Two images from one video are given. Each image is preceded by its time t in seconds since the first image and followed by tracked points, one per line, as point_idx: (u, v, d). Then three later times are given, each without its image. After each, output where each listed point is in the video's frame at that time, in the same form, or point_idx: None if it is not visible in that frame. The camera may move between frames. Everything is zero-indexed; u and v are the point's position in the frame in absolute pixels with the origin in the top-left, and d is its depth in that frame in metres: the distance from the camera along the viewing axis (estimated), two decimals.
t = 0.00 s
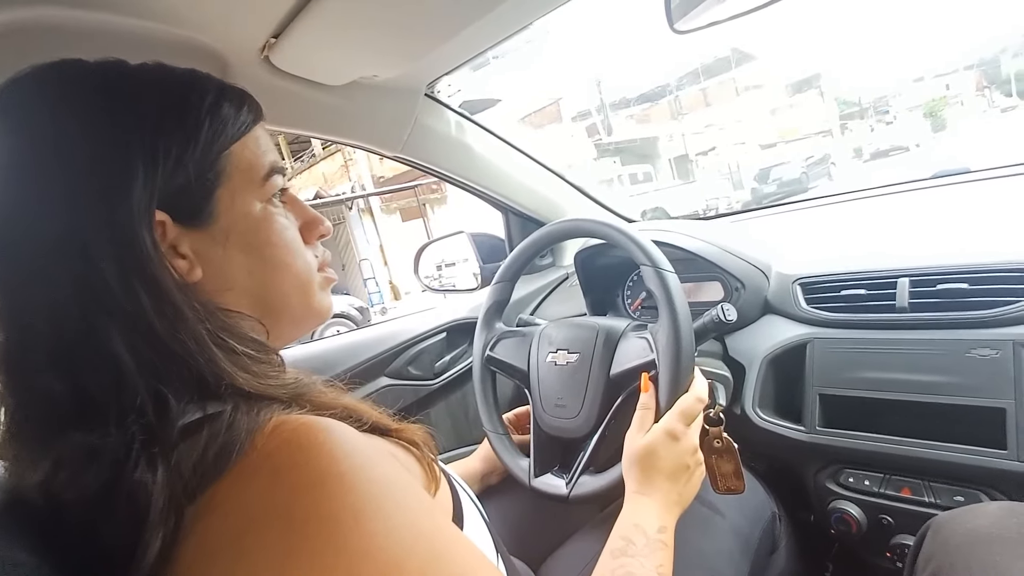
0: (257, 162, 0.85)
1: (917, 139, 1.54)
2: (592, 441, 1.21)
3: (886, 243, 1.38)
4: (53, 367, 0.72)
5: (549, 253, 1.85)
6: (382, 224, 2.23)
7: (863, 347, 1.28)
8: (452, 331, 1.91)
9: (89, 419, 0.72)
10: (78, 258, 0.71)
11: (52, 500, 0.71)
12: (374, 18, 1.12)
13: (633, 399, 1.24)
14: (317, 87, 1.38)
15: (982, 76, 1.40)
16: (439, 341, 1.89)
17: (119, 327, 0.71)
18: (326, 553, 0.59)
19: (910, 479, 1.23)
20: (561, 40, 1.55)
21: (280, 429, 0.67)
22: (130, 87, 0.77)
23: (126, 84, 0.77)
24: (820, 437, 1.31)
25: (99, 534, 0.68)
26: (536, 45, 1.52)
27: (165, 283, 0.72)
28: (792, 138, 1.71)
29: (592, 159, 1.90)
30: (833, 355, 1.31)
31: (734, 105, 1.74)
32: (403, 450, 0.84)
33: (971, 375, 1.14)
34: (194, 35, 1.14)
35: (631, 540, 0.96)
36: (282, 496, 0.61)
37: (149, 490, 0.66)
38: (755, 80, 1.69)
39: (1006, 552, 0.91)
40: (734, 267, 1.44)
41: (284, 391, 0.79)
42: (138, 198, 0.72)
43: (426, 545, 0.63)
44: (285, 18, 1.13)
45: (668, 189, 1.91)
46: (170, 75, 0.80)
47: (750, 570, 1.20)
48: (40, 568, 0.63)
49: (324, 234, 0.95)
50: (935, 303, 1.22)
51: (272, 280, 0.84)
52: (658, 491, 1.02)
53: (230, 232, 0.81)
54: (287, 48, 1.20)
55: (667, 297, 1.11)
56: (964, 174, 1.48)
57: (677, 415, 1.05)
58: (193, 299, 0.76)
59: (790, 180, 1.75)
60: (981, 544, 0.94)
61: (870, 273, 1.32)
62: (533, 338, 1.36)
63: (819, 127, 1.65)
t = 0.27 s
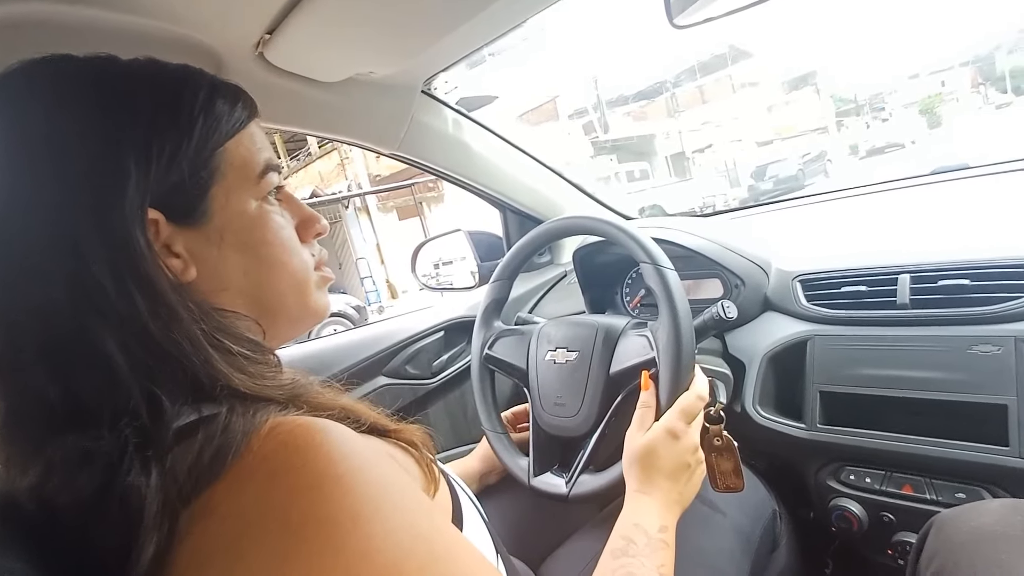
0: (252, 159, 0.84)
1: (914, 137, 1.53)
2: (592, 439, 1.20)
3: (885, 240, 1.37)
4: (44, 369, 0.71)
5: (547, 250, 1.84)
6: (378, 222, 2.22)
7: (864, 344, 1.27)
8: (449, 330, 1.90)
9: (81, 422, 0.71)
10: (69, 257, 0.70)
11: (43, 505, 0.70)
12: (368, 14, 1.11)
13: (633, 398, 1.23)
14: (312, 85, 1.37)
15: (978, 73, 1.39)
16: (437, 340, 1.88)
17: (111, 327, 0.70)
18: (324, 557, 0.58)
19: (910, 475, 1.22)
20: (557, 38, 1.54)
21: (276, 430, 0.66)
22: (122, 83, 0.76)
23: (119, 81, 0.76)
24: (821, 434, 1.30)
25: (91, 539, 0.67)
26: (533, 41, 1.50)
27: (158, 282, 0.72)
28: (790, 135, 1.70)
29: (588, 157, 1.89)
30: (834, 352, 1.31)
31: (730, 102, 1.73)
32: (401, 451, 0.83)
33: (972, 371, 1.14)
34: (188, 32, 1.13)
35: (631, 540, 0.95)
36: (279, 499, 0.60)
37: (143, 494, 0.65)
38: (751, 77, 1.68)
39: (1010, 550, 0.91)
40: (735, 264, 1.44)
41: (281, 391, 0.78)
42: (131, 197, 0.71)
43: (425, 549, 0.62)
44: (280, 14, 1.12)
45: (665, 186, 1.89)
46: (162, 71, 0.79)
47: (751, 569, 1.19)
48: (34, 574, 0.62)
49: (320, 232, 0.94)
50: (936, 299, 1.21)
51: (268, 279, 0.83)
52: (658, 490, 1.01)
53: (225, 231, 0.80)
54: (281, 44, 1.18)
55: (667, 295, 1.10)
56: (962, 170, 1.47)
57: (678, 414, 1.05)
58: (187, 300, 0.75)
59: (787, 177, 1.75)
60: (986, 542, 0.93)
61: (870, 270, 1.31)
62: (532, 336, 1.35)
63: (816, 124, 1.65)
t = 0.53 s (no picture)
0: (257, 159, 0.85)
1: (914, 138, 1.54)
2: (593, 439, 1.21)
3: (885, 241, 1.38)
4: (52, 366, 0.71)
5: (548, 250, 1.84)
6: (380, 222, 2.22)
7: (863, 344, 1.28)
8: (451, 329, 1.91)
9: (87, 419, 0.72)
10: (76, 255, 0.70)
11: (50, 501, 0.71)
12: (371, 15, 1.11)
13: (633, 397, 1.24)
14: (315, 85, 1.38)
15: (979, 73, 1.40)
16: (438, 340, 1.88)
17: (118, 326, 0.71)
18: (327, 555, 0.58)
19: (910, 475, 1.23)
20: (558, 38, 1.55)
21: (281, 429, 0.67)
22: (129, 83, 0.76)
23: (126, 80, 0.77)
24: (820, 434, 1.31)
25: (98, 536, 0.68)
26: (535, 42, 1.51)
27: (164, 281, 0.72)
28: (791, 135, 1.70)
29: (589, 157, 1.90)
30: (833, 352, 1.31)
31: (731, 102, 1.74)
32: (404, 450, 0.83)
33: (971, 372, 1.14)
34: (192, 32, 1.14)
35: (632, 538, 0.96)
36: (283, 498, 0.61)
37: (149, 491, 0.65)
38: (752, 78, 1.69)
39: (1008, 549, 0.91)
40: (734, 264, 1.45)
41: (286, 390, 0.78)
42: (138, 197, 0.72)
43: (428, 547, 0.63)
44: (283, 15, 1.13)
45: (666, 186, 1.90)
46: (168, 71, 0.80)
47: (751, 568, 1.20)
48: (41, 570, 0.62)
49: (325, 232, 0.95)
50: (935, 300, 1.22)
51: (273, 278, 0.84)
52: (659, 489, 1.02)
53: (230, 230, 0.80)
54: (285, 45, 1.19)
55: (668, 295, 1.11)
56: (963, 171, 1.48)
57: (678, 414, 1.05)
58: (194, 297, 0.75)
59: (787, 178, 1.76)
60: (983, 542, 0.94)
61: (870, 270, 1.32)
62: (533, 336, 1.36)
63: (816, 125, 1.65)
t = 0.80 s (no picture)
0: (251, 157, 0.85)
1: (910, 131, 1.54)
2: (591, 435, 1.21)
3: (881, 234, 1.38)
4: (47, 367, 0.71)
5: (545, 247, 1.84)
6: (376, 220, 2.22)
7: (860, 338, 1.28)
8: (448, 327, 1.91)
9: (83, 420, 0.72)
10: (71, 255, 0.70)
11: (47, 502, 0.71)
12: (368, 12, 1.11)
13: (631, 393, 1.24)
14: (310, 83, 1.37)
15: (975, 66, 1.40)
16: (436, 337, 1.89)
17: (114, 326, 0.71)
18: (323, 554, 0.58)
19: (907, 468, 1.24)
20: (554, 34, 1.55)
21: (276, 428, 0.67)
22: (121, 83, 0.76)
23: (118, 80, 0.77)
24: (817, 428, 1.31)
25: (94, 537, 0.68)
26: (530, 38, 1.51)
27: (161, 280, 0.72)
28: (787, 130, 1.70)
29: (586, 153, 1.89)
30: (830, 346, 1.31)
31: (728, 97, 1.74)
32: (399, 448, 0.83)
33: (967, 364, 1.15)
34: (185, 31, 1.13)
35: (630, 534, 0.96)
36: (279, 498, 0.61)
37: (145, 491, 0.65)
38: (749, 73, 1.69)
39: (1002, 540, 0.92)
40: (730, 259, 1.44)
41: (281, 389, 0.79)
42: (132, 196, 0.71)
43: (424, 546, 0.63)
44: (277, 13, 1.12)
45: (663, 182, 1.91)
46: (160, 71, 0.80)
47: (749, 562, 1.20)
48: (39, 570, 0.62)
49: (319, 229, 0.95)
50: (932, 293, 1.22)
51: (268, 276, 0.84)
52: (658, 484, 1.02)
53: (225, 228, 0.80)
54: (279, 43, 1.19)
55: (665, 290, 1.11)
56: (958, 164, 1.47)
57: (676, 409, 1.06)
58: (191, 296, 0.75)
59: (785, 172, 1.75)
60: (979, 533, 0.94)
61: (866, 264, 1.32)
62: (530, 332, 1.36)
63: (812, 119, 1.65)
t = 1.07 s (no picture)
0: (250, 154, 0.85)
1: (908, 129, 1.54)
2: (589, 432, 1.22)
3: (878, 232, 1.39)
4: (49, 365, 0.72)
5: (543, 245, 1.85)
6: (375, 218, 2.23)
7: (857, 335, 1.28)
8: (447, 325, 1.91)
9: (85, 418, 0.72)
10: (70, 255, 0.70)
11: (48, 501, 0.71)
12: (366, 11, 1.11)
13: (630, 390, 1.24)
14: (310, 82, 1.38)
15: (972, 64, 1.41)
16: (435, 335, 1.89)
17: (115, 325, 0.71)
18: (323, 550, 0.59)
19: (904, 464, 1.24)
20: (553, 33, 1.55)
21: (275, 426, 0.67)
22: (119, 83, 0.76)
23: (116, 80, 0.76)
24: (815, 424, 1.32)
25: (94, 534, 0.68)
26: (529, 37, 1.51)
27: (161, 279, 0.72)
28: (785, 129, 1.70)
29: (585, 151, 1.89)
30: (828, 343, 1.32)
31: (726, 95, 1.75)
32: (399, 445, 0.84)
33: (963, 361, 1.15)
34: (184, 29, 1.13)
35: (629, 530, 0.96)
36: (279, 495, 0.61)
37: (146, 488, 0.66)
38: (746, 71, 1.69)
39: (997, 533, 0.92)
40: (728, 256, 1.44)
41: (281, 387, 0.79)
42: (131, 196, 0.71)
43: (424, 542, 0.63)
44: (275, 11, 1.13)
45: (661, 180, 1.91)
46: (158, 70, 0.80)
47: (747, 559, 1.20)
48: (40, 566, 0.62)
49: (317, 227, 0.95)
50: (929, 290, 1.22)
51: (267, 275, 0.84)
52: (656, 481, 1.02)
53: (224, 227, 0.80)
54: (278, 41, 1.19)
55: (664, 288, 1.11)
56: (955, 162, 1.47)
57: (674, 406, 1.06)
58: (191, 295, 0.75)
59: (782, 171, 1.74)
60: (975, 526, 0.95)
61: (864, 261, 1.32)
62: (529, 330, 1.37)
63: (810, 117, 1.66)
